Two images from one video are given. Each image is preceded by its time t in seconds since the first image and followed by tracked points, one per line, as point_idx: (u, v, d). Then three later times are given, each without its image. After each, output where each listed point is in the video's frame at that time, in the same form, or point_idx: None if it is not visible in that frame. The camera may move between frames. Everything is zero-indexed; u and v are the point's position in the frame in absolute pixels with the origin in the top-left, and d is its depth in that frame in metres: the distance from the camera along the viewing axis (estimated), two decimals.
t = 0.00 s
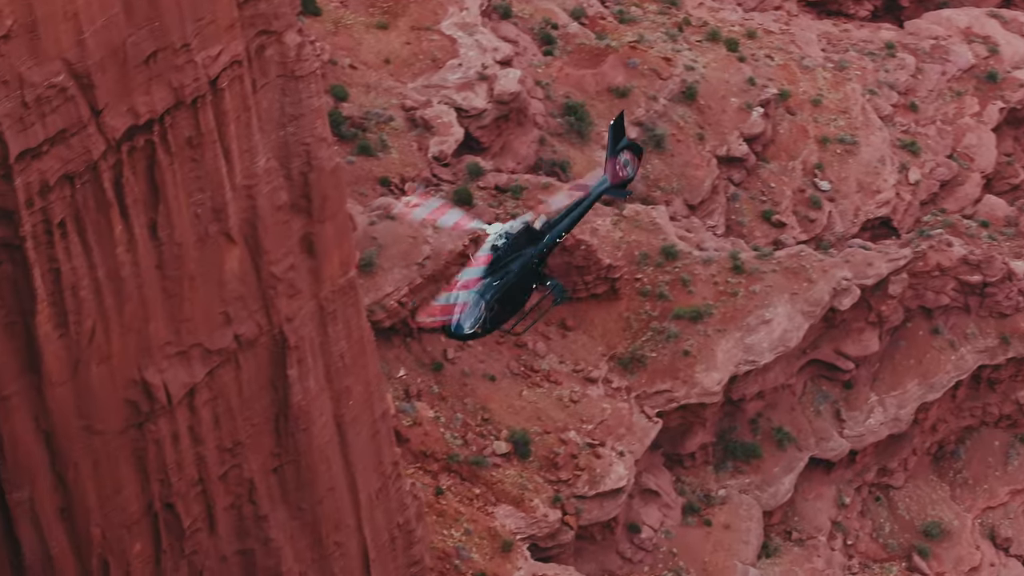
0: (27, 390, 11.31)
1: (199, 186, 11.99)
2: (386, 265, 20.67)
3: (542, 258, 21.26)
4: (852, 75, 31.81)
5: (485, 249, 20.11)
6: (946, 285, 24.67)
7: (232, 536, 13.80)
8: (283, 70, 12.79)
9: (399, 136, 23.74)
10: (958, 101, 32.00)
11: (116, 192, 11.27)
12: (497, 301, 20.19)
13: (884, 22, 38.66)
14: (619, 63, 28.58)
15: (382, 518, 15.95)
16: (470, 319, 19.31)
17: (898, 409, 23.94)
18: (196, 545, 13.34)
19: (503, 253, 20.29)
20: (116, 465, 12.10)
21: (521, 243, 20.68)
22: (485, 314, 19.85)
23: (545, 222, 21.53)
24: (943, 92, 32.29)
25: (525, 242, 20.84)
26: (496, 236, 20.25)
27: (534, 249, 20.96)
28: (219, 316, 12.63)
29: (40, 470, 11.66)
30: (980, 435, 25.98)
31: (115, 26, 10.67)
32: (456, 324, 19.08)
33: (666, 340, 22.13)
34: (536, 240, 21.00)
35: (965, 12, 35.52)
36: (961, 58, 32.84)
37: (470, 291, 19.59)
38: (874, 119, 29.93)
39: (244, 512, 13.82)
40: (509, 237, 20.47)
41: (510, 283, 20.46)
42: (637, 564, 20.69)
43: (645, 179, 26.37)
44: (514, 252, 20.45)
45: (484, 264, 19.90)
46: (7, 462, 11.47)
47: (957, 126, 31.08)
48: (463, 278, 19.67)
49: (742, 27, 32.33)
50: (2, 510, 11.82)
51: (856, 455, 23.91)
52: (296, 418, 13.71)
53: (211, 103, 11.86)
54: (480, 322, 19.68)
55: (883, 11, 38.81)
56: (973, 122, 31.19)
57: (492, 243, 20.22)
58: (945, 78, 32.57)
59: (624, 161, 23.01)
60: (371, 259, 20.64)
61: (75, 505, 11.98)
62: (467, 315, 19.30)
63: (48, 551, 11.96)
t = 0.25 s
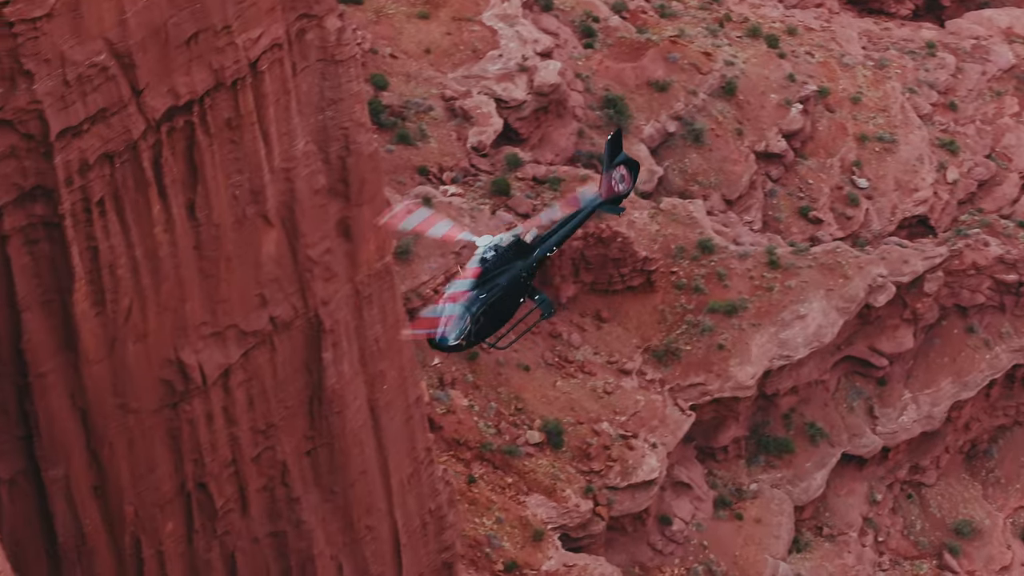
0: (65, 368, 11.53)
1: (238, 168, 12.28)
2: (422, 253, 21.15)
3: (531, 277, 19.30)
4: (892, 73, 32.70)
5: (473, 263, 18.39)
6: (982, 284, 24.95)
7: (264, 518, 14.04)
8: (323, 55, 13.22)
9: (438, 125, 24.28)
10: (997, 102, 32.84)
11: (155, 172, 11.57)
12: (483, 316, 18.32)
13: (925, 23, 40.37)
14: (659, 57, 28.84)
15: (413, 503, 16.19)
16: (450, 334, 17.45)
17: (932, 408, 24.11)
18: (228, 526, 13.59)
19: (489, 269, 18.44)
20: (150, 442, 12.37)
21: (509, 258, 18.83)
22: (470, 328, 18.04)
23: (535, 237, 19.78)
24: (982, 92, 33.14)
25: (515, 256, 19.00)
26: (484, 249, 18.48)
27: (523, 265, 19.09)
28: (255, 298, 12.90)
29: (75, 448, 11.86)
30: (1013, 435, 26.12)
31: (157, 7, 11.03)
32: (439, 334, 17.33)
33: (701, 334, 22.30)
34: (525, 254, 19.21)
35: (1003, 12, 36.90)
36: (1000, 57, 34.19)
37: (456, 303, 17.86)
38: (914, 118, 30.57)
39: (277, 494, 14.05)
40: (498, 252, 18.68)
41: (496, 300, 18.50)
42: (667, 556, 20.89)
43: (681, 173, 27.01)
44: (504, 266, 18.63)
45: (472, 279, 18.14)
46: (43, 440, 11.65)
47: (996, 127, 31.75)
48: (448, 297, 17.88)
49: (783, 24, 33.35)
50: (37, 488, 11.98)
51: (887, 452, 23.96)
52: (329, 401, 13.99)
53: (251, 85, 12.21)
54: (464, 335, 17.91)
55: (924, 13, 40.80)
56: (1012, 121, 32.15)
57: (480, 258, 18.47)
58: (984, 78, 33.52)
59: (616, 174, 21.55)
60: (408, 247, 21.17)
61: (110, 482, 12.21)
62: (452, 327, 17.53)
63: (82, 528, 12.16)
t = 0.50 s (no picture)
0: (102, 345, 11.76)
1: (277, 149, 12.71)
2: (459, 241, 21.57)
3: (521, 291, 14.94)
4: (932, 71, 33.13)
5: (460, 270, 14.00)
6: (1018, 283, 24.82)
7: (297, 500, 14.32)
8: (363, 39, 13.72)
9: (477, 115, 25.16)
10: None
11: (195, 153, 11.90)
12: (482, 323, 14.25)
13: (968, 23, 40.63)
14: (699, 52, 29.71)
15: (446, 488, 16.44)
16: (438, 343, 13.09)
17: (966, 406, 24.21)
18: (261, 507, 13.84)
19: (478, 278, 14.07)
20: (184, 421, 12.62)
21: (498, 267, 14.43)
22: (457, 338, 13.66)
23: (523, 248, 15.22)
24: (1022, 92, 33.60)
25: (500, 266, 14.47)
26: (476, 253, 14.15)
27: (511, 276, 14.63)
28: (292, 280, 13.22)
29: (111, 426, 12.09)
30: None
31: None
32: (424, 343, 12.87)
33: (736, 327, 22.37)
34: (514, 264, 14.73)
35: None
36: None
37: (442, 314, 13.40)
38: (953, 117, 31.03)
39: (310, 476, 14.33)
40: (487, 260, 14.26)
41: (484, 314, 14.23)
42: (698, 549, 21.01)
43: (720, 167, 27.86)
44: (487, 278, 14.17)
45: (459, 287, 13.79)
46: (79, 417, 11.87)
47: None
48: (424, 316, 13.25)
49: (824, 21, 33.73)
50: (71, 465, 12.17)
51: (920, 450, 24.04)
52: (364, 384, 14.31)
53: (291, 68, 12.68)
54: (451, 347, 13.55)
55: (967, 11, 40.52)
56: None
57: (466, 264, 14.06)
58: None
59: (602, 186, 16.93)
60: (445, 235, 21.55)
61: (144, 461, 12.42)
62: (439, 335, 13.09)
63: (116, 506, 12.42)
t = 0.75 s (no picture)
0: (141, 323, 12.05)
1: (320, 132, 13.07)
2: (501, 229, 22.00)
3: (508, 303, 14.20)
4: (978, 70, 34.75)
5: (448, 277, 13.25)
6: None
7: (334, 482, 14.65)
8: (408, 24, 13.97)
9: (522, 105, 25.98)
10: None
11: (238, 133, 12.26)
12: (463, 331, 13.49)
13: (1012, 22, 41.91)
14: (744, 47, 31.00)
15: (481, 474, 16.67)
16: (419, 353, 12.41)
17: (1002, 405, 24.67)
18: (298, 488, 14.20)
19: (466, 287, 13.37)
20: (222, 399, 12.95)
21: (487, 276, 13.72)
22: (437, 348, 12.97)
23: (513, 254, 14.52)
24: None
25: (488, 274, 13.74)
26: (465, 260, 13.45)
27: (499, 284, 13.91)
28: (332, 262, 13.56)
29: (149, 402, 12.39)
30: None
31: None
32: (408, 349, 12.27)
33: (774, 322, 22.55)
34: (503, 273, 14.00)
35: None
36: None
37: (427, 320, 12.68)
38: (997, 117, 32.33)
39: (346, 458, 14.65)
40: (477, 269, 13.57)
41: (468, 323, 13.48)
42: (733, 542, 21.07)
43: (763, 162, 29.00)
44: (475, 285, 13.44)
45: (448, 295, 13.03)
46: (118, 393, 12.16)
47: None
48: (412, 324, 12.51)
49: (869, 18, 35.26)
50: (109, 441, 12.45)
51: (957, 448, 24.34)
52: (401, 368, 14.63)
53: (335, 51, 13.02)
54: (431, 355, 12.84)
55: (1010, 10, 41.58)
56: None
57: (455, 270, 13.33)
58: None
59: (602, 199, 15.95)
60: (487, 225, 21.99)
61: (181, 438, 12.75)
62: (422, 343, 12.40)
63: (153, 483, 12.72)
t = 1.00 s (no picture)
0: (183, 302, 12.37)
1: (364, 115, 13.45)
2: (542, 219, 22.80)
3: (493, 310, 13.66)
4: None
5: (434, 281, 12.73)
6: None
7: (370, 465, 14.74)
8: (454, 9, 14.38)
9: (567, 97, 27.93)
10: None
11: (284, 114, 12.64)
12: (446, 336, 12.95)
13: None
14: (789, 44, 33.68)
15: (519, 460, 16.67)
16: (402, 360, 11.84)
17: None
18: (335, 470, 14.33)
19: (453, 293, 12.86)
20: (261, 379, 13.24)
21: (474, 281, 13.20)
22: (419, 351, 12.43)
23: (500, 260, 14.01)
24: None
25: (474, 279, 13.23)
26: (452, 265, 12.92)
27: (485, 290, 13.42)
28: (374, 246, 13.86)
29: (189, 380, 12.69)
30: None
31: None
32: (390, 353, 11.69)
33: (815, 317, 23.00)
34: (490, 278, 13.50)
35: None
36: None
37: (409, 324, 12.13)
38: None
39: (384, 441, 14.76)
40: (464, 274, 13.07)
41: (450, 329, 12.95)
42: (768, 536, 21.31)
43: (805, 159, 31.58)
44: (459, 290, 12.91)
45: (433, 301, 12.51)
46: (159, 370, 12.46)
47: None
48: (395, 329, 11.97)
49: (917, 20, 38.92)
50: (149, 418, 12.77)
51: (995, 448, 24.51)
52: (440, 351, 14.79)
53: (381, 35, 13.42)
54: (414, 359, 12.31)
55: None
56: None
57: (441, 275, 12.79)
58: None
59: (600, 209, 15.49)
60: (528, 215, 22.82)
61: (220, 418, 13.03)
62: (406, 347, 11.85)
63: (191, 461, 12.96)
